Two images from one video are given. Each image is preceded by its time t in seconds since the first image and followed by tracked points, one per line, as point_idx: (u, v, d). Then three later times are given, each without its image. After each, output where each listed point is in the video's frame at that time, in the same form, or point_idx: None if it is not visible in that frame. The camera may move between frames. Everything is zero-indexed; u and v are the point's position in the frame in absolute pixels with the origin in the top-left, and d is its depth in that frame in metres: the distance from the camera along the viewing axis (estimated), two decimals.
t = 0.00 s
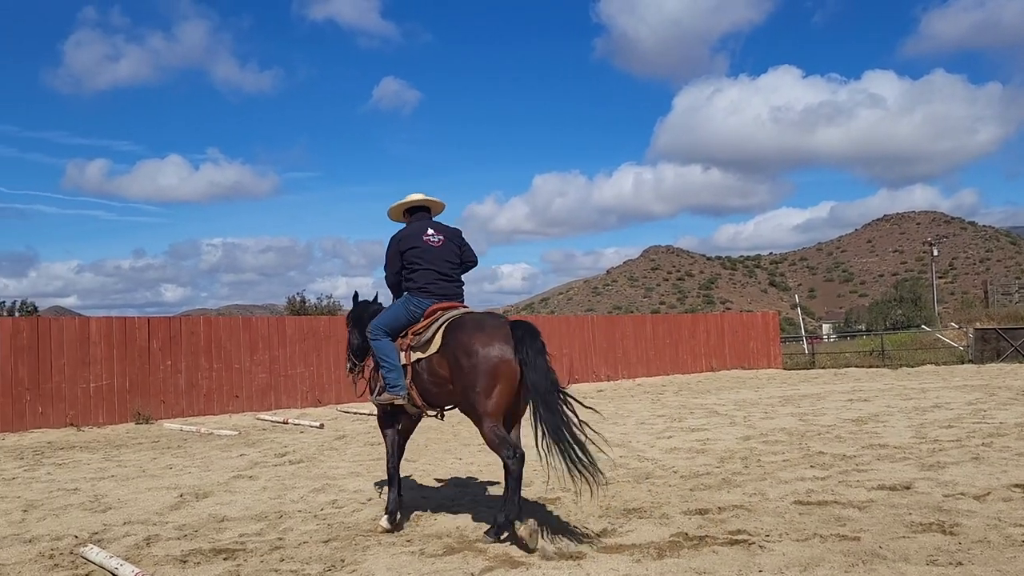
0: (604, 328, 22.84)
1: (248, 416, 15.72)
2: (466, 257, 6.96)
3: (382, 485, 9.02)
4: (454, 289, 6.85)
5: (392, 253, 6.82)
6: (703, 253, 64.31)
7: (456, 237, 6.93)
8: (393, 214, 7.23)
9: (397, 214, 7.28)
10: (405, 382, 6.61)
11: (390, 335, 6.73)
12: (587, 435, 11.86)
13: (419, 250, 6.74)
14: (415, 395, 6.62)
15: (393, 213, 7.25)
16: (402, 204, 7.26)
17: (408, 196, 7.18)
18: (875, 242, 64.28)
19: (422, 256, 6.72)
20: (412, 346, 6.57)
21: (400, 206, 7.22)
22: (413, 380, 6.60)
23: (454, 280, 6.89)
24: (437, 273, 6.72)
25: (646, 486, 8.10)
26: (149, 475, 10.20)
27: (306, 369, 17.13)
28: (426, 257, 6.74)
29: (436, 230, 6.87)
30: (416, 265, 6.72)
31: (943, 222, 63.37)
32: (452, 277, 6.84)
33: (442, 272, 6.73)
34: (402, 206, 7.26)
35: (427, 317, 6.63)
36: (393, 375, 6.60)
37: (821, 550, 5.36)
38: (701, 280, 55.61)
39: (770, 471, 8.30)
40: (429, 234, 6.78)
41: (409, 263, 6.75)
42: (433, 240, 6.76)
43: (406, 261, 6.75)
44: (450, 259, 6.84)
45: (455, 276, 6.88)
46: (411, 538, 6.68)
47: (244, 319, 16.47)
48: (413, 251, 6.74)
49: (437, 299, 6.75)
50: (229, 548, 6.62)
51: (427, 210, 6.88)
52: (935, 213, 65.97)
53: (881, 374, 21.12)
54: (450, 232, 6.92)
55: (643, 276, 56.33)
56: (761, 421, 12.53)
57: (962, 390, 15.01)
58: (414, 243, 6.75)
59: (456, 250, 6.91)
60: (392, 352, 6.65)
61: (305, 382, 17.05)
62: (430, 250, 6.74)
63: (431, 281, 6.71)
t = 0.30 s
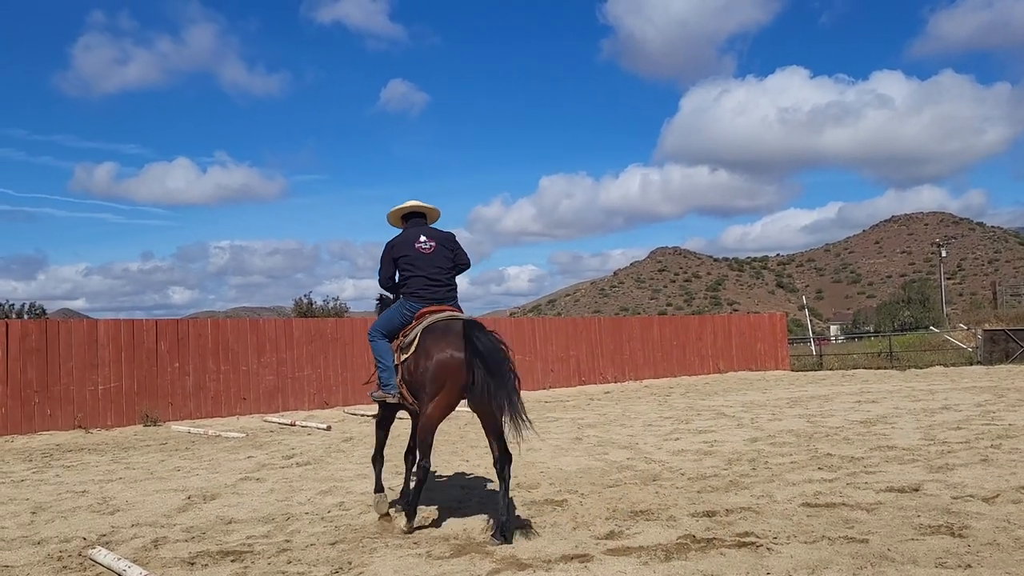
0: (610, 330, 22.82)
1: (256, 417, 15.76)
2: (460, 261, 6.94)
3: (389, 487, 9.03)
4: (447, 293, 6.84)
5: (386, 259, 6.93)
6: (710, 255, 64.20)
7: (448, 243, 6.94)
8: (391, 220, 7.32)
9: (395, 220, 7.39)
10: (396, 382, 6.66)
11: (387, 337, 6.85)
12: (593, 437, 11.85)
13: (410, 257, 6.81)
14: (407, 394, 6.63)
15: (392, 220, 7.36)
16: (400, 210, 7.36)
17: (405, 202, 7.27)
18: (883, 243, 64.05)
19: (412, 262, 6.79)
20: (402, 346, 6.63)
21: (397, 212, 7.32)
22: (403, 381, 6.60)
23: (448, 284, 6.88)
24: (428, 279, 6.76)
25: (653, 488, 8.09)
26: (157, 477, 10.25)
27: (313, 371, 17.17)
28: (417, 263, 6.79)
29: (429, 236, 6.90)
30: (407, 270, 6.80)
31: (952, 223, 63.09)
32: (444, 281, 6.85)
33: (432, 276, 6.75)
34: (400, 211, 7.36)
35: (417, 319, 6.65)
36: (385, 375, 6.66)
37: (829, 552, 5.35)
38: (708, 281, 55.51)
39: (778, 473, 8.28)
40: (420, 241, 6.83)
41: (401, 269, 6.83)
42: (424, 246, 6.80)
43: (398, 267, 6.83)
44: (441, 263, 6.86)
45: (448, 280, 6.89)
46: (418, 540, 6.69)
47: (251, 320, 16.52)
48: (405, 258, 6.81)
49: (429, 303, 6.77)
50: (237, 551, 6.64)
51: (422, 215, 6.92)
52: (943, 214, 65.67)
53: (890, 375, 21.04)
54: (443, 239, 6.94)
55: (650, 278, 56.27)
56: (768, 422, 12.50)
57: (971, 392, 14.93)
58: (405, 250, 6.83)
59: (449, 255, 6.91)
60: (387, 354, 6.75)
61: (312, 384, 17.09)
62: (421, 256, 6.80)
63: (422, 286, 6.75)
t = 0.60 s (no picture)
0: (614, 333, 22.81)
1: (259, 421, 15.78)
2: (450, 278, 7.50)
3: (392, 491, 9.02)
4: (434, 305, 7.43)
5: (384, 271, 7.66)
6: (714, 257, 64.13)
7: (440, 259, 7.54)
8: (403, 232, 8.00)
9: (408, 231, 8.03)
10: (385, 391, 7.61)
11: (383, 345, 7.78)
12: (597, 440, 11.84)
13: (403, 270, 7.52)
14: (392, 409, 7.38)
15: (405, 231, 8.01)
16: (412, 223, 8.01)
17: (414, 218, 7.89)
18: (887, 246, 63.92)
19: (401, 276, 7.44)
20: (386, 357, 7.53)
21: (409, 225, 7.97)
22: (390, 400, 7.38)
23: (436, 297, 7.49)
24: (413, 291, 7.41)
25: (657, 492, 8.07)
26: (161, 481, 10.26)
27: (317, 375, 17.18)
28: (406, 276, 7.45)
29: (423, 252, 7.53)
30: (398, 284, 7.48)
31: (955, 225, 62.95)
32: (431, 294, 7.47)
33: (418, 289, 7.39)
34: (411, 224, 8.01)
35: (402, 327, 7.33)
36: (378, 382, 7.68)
37: (833, 555, 5.33)
38: (712, 284, 55.41)
39: (782, 476, 8.26)
40: (413, 256, 7.52)
41: (393, 281, 7.54)
42: (415, 262, 7.48)
43: (391, 279, 7.56)
44: (430, 277, 7.48)
45: (436, 294, 7.47)
46: (421, 544, 6.68)
47: (255, 324, 16.54)
48: (399, 271, 7.54)
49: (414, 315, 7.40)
50: (240, 555, 6.64)
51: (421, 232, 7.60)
52: (947, 216, 65.53)
53: (894, 378, 20.97)
54: (436, 255, 7.58)
55: (654, 281, 56.18)
56: (772, 426, 12.46)
57: (975, 395, 14.88)
58: (400, 263, 7.52)
59: (440, 271, 7.50)
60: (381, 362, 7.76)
61: (315, 388, 17.10)
62: (411, 270, 7.47)
63: (409, 297, 7.42)
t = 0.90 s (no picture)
0: (616, 338, 22.79)
1: (262, 426, 15.79)
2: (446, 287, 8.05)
3: (394, 496, 9.02)
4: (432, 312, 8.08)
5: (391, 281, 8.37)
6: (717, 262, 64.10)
7: (436, 270, 8.14)
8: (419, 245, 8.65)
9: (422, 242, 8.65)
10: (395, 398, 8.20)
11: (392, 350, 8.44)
12: (599, 446, 11.84)
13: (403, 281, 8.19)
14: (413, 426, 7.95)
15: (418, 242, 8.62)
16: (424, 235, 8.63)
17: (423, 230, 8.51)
18: (889, 251, 63.85)
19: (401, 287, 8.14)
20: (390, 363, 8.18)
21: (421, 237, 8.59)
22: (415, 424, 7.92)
23: (434, 305, 8.14)
24: (410, 300, 8.08)
25: (659, 497, 8.05)
26: (163, 486, 10.26)
27: (319, 380, 17.19)
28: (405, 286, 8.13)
29: (422, 264, 8.17)
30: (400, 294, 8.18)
31: (958, 230, 62.87)
32: (428, 302, 8.10)
33: (416, 298, 8.04)
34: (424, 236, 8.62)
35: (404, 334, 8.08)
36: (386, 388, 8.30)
37: (835, 561, 5.33)
38: (714, 290, 55.32)
39: (784, 481, 8.25)
40: (412, 267, 8.18)
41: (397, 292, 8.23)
42: (414, 273, 8.13)
43: (394, 289, 8.26)
44: (427, 287, 8.11)
45: (431, 303, 8.09)
46: (423, 549, 6.67)
47: (257, 330, 16.56)
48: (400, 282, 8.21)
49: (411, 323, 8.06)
50: (242, 560, 6.64)
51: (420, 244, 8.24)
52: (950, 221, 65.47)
53: (897, 383, 20.92)
54: (434, 266, 8.20)
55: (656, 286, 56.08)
56: (774, 431, 12.45)
57: (979, 400, 14.85)
58: (401, 274, 8.22)
59: (436, 282, 8.09)
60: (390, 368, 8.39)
61: (318, 394, 17.10)
62: (410, 280, 8.13)
63: (408, 306, 8.09)
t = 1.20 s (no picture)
0: (616, 341, 22.80)
1: (261, 429, 15.79)
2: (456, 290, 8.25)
3: (393, 499, 9.01)
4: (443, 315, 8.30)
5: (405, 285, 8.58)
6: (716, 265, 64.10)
7: (448, 273, 8.33)
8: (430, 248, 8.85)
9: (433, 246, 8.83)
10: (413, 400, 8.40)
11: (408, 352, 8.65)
12: (599, 448, 11.83)
13: (417, 284, 8.39)
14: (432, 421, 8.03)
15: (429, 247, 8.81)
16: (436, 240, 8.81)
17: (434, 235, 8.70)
18: (889, 254, 63.88)
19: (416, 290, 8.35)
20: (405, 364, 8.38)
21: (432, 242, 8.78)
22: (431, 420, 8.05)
23: (446, 308, 8.33)
24: (424, 302, 8.29)
25: (659, 500, 8.05)
26: (162, 489, 10.25)
27: (318, 383, 17.19)
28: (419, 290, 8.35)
29: (434, 268, 8.38)
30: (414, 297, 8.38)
31: (957, 233, 62.92)
32: (441, 304, 8.30)
33: (429, 302, 8.25)
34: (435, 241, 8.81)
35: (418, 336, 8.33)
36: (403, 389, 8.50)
37: (834, 564, 5.32)
38: (714, 293, 55.31)
39: (783, 484, 8.25)
40: (425, 271, 8.38)
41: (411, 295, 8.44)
42: (427, 277, 8.33)
43: (409, 292, 8.48)
44: (439, 290, 8.31)
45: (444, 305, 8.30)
46: (423, 552, 6.66)
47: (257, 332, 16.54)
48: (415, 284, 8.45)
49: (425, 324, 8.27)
50: (241, 563, 6.63)
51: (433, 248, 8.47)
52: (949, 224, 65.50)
53: (897, 386, 20.91)
54: (445, 269, 8.37)
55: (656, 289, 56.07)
56: (774, 434, 12.44)
57: (978, 403, 14.85)
58: (415, 278, 8.43)
59: (447, 285, 8.30)
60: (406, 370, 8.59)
61: (317, 396, 17.10)
62: (424, 283, 8.34)
63: (423, 308, 8.31)
